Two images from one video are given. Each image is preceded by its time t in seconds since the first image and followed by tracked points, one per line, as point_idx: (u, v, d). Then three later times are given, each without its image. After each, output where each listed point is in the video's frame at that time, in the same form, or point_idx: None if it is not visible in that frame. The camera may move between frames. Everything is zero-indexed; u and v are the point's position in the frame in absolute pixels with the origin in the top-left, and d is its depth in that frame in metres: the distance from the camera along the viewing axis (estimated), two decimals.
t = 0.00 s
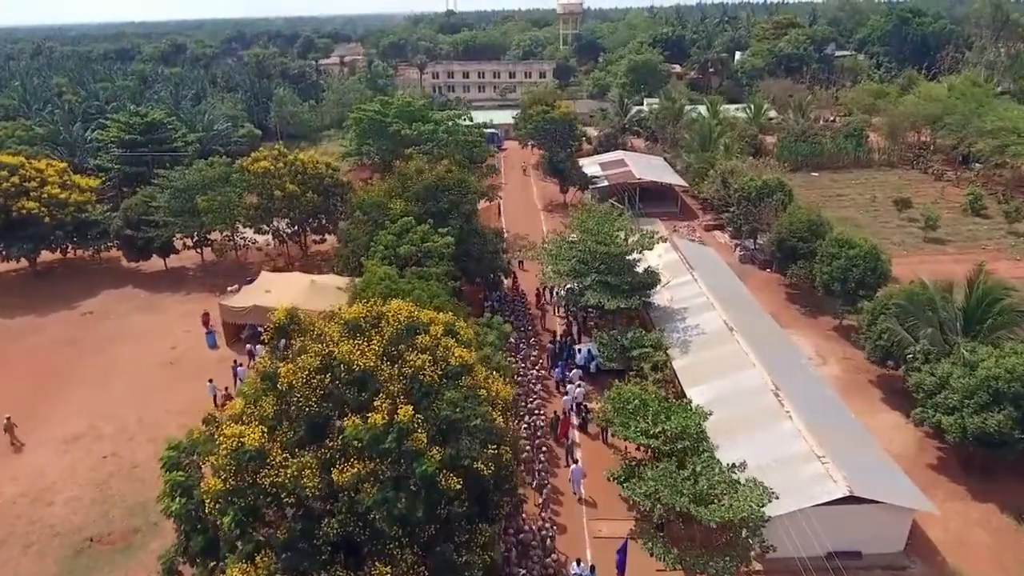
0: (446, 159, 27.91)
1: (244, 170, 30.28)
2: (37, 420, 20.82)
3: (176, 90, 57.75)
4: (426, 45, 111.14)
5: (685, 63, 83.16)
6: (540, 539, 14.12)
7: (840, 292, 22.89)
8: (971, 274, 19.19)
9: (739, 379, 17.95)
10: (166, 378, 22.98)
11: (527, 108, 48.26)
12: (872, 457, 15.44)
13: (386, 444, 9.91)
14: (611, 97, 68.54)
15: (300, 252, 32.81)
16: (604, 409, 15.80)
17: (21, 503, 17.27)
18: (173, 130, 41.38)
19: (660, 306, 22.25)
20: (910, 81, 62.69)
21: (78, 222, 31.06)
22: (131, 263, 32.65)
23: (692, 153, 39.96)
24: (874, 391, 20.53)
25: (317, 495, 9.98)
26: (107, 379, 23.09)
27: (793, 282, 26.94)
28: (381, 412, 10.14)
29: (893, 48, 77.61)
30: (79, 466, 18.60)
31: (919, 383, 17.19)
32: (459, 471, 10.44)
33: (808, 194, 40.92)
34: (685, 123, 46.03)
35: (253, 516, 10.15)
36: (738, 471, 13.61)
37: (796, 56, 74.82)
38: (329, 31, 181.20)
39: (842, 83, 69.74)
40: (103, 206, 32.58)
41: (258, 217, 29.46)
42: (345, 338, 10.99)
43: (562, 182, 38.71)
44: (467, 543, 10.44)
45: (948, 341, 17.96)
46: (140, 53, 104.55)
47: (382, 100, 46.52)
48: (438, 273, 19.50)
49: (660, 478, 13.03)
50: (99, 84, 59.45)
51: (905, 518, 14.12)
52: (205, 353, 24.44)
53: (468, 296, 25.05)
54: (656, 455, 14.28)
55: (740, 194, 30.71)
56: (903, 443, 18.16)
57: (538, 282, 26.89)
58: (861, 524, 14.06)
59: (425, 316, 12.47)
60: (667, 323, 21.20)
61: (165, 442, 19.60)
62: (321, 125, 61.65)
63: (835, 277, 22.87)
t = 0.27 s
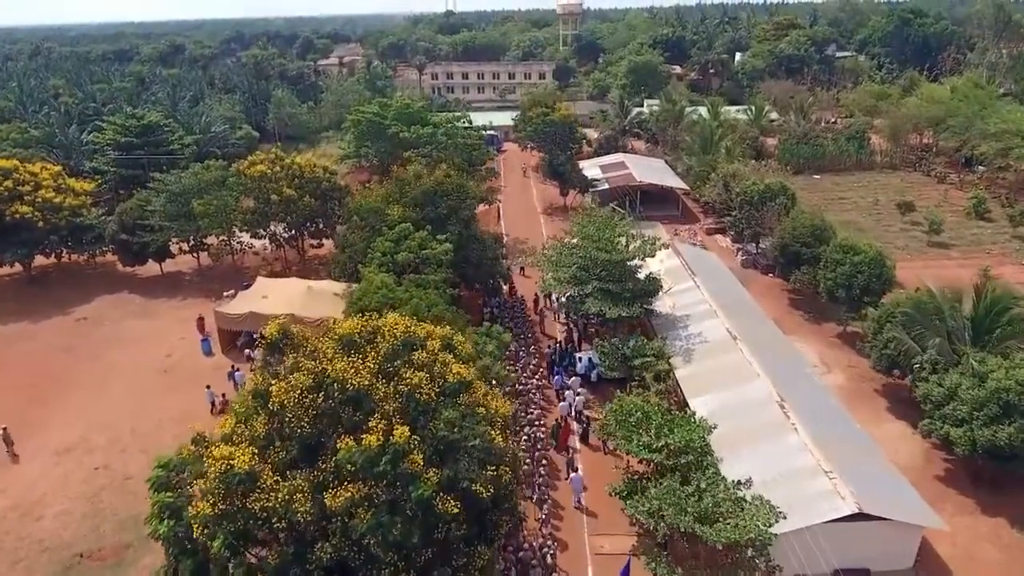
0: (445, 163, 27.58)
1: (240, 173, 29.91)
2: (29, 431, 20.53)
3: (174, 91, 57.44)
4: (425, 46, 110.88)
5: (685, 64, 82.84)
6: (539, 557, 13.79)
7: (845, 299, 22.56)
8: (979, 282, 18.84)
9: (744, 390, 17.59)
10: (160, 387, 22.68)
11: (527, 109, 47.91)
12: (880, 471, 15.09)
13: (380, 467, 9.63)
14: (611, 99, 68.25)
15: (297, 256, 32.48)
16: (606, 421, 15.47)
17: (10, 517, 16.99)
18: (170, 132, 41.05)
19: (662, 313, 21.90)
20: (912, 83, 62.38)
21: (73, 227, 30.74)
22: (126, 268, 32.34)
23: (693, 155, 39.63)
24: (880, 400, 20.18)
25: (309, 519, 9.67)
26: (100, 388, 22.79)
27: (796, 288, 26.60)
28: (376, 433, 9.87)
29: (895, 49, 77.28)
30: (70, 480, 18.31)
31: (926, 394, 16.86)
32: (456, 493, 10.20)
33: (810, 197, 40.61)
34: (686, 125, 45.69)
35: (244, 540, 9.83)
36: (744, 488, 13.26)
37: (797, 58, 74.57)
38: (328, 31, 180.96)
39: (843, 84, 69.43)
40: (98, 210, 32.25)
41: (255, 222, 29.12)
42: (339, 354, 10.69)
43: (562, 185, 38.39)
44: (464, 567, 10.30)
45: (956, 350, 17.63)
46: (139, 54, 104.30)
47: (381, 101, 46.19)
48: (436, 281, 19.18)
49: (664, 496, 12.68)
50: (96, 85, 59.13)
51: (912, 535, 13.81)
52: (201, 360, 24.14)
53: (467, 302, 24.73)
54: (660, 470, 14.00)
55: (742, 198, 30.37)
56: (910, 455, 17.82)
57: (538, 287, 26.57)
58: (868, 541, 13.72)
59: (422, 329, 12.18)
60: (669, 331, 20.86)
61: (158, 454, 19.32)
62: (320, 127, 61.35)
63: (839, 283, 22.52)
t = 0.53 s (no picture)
0: (444, 166, 27.25)
1: (237, 177, 29.55)
2: (21, 440, 20.22)
3: (172, 93, 57.04)
4: (425, 46, 110.58)
5: (685, 65, 82.48)
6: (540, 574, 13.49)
7: (850, 305, 22.24)
8: (987, 290, 18.50)
9: (748, 399, 17.26)
10: (155, 395, 22.36)
11: (526, 111, 47.59)
12: (889, 484, 14.74)
13: (375, 490, 9.64)
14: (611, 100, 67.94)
15: (295, 260, 32.16)
16: (608, 433, 15.17)
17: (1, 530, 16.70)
18: (166, 134, 40.73)
19: (665, 320, 21.57)
20: (913, 84, 62.03)
21: (68, 230, 30.41)
22: (122, 272, 32.02)
23: (694, 158, 39.31)
24: (886, 409, 19.87)
25: (301, 544, 9.73)
26: (94, 396, 22.47)
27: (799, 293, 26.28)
28: (371, 455, 9.84)
29: (896, 49, 76.94)
30: (62, 491, 18.02)
31: (934, 405, 16.55)
32: (453, 516, 10.12)
33: (811, 200, 40.27)
34: (687, 127, 45.36)
35: (235, 564, 9.92)
36: (750, 504, 12.98)
37: (797, 59, 74.32)
38: (328, 32, 180.51)
39: (844, 85, 69.09)
40: (94, 214, 31.92)
41: (251, 226, 28.78)
42: (333, 372, 10.61)
43: (562, 188, 38.08)
44: None
45: (964, 360, 17.30)
46: (137, 54, 103.87)
47: (380, 103, 45.85)
48: (434, 288, 18.86)
49: (668, 514, 12.39)
50: (93, 87, 58.78)
51: (917, 551, 13.51)
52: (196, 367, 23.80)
53: (466, 308, 24.40)
54: (663, 485, 13.73)
55: (745, 202, 30.04)
56: (917, 465, 17.49)
57: (538, 292, 26.24)
58: (873, 558, 13.37)
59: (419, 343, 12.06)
60: (671, 339, 20.54)
61: (152, 464, 19.03)
62: (318, 128, 61.01)
63: (844, 290, 22.19)
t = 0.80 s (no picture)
0: (442, 171, 26.81)
1: (232, 182, 29.10)
2: (9, 453, 19.77)
3: (168, 94, 56.60)
4: (424, 47, 110.15)
5: (686, 66, 82.04)
6: None
7: (856, 313, 21.81)
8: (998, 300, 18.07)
9: (753, 413, 16.82)
10: (148, 406, 21.93)
11: (526, 113, 47.12)
12: (902, 502, 14.27)
13: (366, 523, 9.59)
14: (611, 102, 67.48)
15: (291, 266, 31.73)
16: (610, 450, 14.73)
17: None
18: (162, 137, 40.28)
19: (667, 329, 21.12)
20: (916, 85, 61.67)
21: (61, 236, 29.94)
22: (116, 277, 31.56)
23: (695, 161, 38.89)
24: (893, 421, 19.43)
25: None
26: (85, 406, 22.03)
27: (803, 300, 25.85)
28: (361, 485, 9.77)
29: (898, 50, 76.52)
30: (50, 507, 17.59)
31: (945, 419, 16.13)
32: (449, 546, 10.17)
33: (814, 203, 39.85)
34: (689, 130, 44.92)
35: None
36: (757, 528, 12.58)
37: (799, 60, 73.93)
38: (327, 32, 179.90)
39: (846, 86, 68.69)
40: (88, 218, 31.46)
41: (247, 231, 28.34)
42: (325, 396, 10.60)
43: (562, 192, 37.63)
44: None
45: (976, 372, 16.86)
46: (134, 55, 103.33)
47: (378, 106, 45.39)
48: (432, 298, 18.42)
49: (673, 539, 12.05)
50: (89, 89, 58.29)
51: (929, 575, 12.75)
52: (189, 377, 23.37)
53: (464, 316, 23.97)
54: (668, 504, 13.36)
55: (748, 207, 29.58)
56: (927, 480, 17.05)
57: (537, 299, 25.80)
58: None
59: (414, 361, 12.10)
60: (674, 348, 20.10)
61: (143, 478, 18.61)
62: (316, 130, 60.54)
63: (850, 297, 21.75)
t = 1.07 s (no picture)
0: (441, 175, 26.38)
1: (227, 186, 28.62)
2: None
3: (165, 95, 56.16)
4: (424, 48, 109.73)
5: (687, 67, 81.68)
6: None
7: (861, 321, 21.39)
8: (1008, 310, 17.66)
9: (759, 427, 16.40)
10: (140, 416, 21.50)
11: (526, 115, 46.68)
12: (913, 520, 13.87)
13: (356, 558, 9.47)
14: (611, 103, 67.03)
15: (288, 270, 31.29)
16: (612, 466, 14.32)
17: None
18: (158, 139, 39.85)
19: (670, 338, 20.66)
20: (918, 86, 61.32)
21: (53, 240, 29.47)
22: (110, 282, 31.12)
23: (697, 164, 38.46)
24: (901, 432, 19.02)
25: None
26: (76, 416, 21.61)
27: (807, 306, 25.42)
28: (350, 518, 9.65)
29: (899, 51, 76.14)
30: (38, 522, 17.18)
31: (955, 433, 15.71)
32: None
33: (817, 206, 39.44)
34: (690, 132, 44.47)
35: None
36: (765, 551, 12.17)
37: (800, 61, 73.52)
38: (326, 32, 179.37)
39: (848, 87, 68.30)
40: (81, 222, 31.01)
41: (242, 236, 27.87)
42: (315, 420, 10.46)
43: (562, 195, 37.21)
44: None
45: (987, 384, 16.44)
46: (132, 56, 102.91)
47: (376, 108, 44.95)
48: (429, 307, 17.98)
49: (677, 562, 11.65)
50: (85, 90, 57.82)
51: None
52: (183, 385, 22.94)
53: (462, 323, 23.53)
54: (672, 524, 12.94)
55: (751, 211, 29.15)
56: (937, 495, 16.64)
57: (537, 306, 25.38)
58: None
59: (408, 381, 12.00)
60: (677, 358, 19.66)
61: (133, 491, 18.20)
62: (315, 131, 60.13)
63: (855, 305, 21.32)
